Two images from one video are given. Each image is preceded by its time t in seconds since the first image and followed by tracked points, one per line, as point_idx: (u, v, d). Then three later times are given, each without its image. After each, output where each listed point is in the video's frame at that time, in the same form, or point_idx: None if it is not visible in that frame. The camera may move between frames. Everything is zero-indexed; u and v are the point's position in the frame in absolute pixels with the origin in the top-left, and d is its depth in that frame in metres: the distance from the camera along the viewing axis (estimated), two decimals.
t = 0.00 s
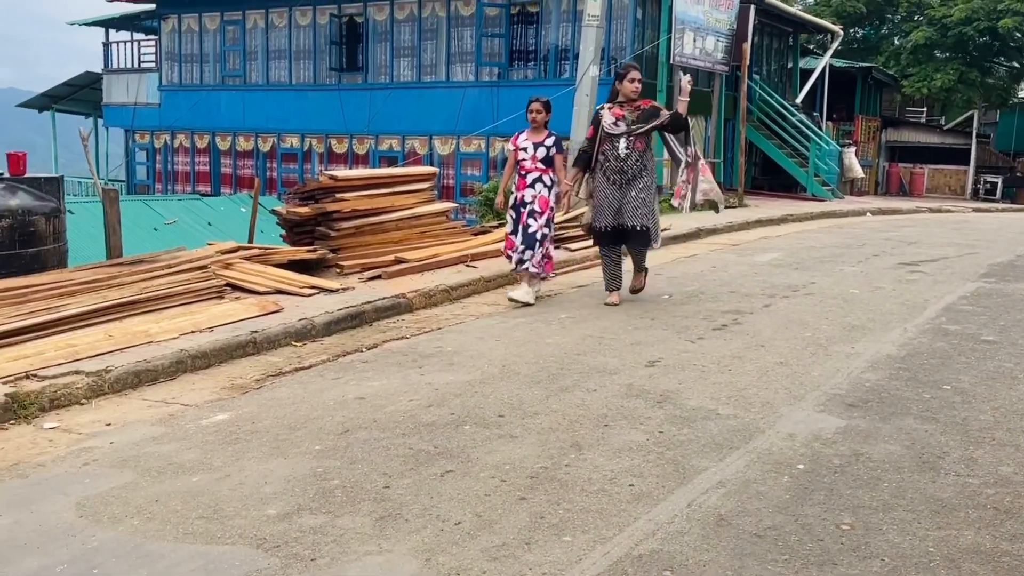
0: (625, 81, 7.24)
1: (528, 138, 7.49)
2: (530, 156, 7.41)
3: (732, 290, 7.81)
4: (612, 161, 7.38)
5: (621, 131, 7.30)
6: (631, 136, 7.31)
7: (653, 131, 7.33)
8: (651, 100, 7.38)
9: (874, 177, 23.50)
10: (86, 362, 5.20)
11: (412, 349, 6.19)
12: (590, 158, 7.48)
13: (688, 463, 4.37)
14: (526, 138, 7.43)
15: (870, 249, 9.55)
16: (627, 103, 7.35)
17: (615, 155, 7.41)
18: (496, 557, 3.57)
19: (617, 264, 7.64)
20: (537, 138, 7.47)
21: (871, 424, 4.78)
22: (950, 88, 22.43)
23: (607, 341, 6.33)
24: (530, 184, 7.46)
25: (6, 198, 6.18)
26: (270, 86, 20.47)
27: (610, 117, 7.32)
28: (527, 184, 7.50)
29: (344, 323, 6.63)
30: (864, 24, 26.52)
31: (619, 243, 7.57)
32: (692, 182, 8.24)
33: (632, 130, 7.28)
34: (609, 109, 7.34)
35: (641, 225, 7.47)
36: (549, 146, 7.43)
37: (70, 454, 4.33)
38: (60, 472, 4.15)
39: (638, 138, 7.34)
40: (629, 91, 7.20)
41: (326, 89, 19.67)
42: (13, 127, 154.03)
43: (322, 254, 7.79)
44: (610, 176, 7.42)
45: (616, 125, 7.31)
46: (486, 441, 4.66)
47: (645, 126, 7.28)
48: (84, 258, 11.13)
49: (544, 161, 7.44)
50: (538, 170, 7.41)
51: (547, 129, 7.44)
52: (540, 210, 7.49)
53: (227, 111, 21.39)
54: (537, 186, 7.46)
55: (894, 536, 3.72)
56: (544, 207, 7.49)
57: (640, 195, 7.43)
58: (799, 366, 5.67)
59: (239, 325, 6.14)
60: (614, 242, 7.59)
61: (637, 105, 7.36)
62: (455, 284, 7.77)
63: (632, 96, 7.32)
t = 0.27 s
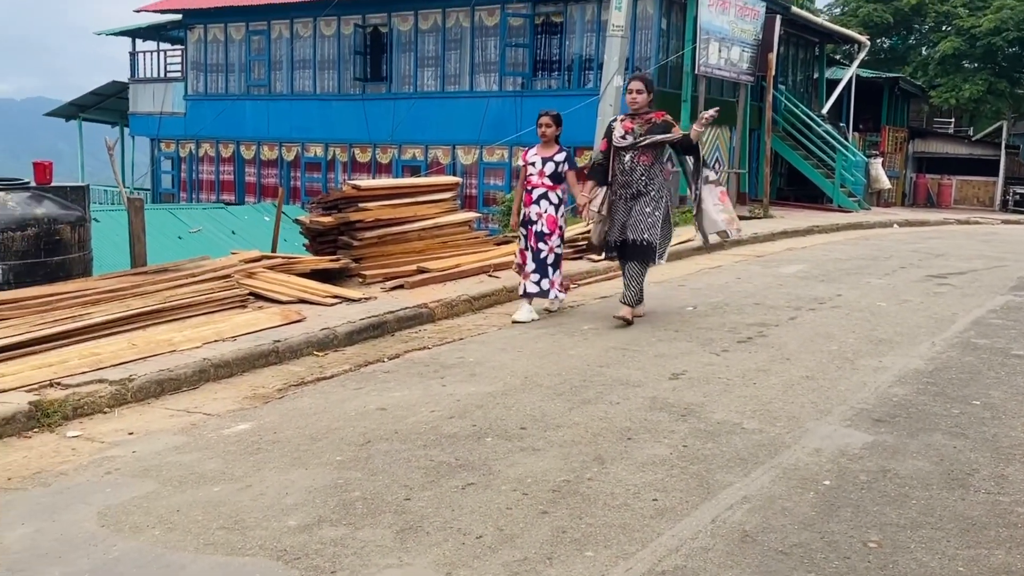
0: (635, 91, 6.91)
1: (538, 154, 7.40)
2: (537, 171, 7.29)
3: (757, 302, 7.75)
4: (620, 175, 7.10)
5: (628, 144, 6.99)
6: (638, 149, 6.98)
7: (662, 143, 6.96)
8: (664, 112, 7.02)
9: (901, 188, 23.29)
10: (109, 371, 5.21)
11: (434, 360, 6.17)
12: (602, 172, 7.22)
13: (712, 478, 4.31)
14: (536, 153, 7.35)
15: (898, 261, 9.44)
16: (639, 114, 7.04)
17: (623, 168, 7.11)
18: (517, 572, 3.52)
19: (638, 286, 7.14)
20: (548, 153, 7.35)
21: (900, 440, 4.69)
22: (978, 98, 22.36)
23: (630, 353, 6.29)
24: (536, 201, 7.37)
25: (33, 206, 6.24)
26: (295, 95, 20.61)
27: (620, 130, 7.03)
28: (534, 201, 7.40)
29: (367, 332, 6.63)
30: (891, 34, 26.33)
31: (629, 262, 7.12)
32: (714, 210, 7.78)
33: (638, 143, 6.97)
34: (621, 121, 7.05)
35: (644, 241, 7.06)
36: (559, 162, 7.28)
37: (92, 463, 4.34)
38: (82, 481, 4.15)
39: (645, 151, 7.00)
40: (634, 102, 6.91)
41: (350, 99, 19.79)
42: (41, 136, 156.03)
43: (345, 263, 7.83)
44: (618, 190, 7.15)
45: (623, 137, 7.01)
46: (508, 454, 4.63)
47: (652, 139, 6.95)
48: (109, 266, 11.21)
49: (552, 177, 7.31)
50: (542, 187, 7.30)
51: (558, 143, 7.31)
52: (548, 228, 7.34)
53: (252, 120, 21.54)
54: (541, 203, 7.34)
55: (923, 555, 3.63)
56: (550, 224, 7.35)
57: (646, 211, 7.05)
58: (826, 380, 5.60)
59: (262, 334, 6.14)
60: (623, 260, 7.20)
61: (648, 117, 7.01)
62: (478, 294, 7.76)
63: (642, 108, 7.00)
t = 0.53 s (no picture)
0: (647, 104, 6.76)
1: (552, 160, 7.10)
2: (552, 179, 7.01)
3: (785, 314, 7.67)
4: (631, 189, 7.02)
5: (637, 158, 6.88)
6: (645, 165, 6.85)
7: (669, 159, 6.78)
8: (678, 126, 6.80)
9: (932, 200, 23.02)
10: (135, 380, 5.22)
11: (458, 371, 6.15)
12: (615, 184, 7.11)
13: (738, 493, 4.24)
14: (549, 159, 7.06)
15: (929, 273, 9.31)
16: (652, 127, 6.86)
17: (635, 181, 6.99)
18: None
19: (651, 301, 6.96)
20: (561, 160, 7.06)
21: (932, 456, 4.60)
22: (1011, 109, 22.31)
23: (656, 366, 6.24)
24: (552, 210, 7.06)
25: (62, 215, 6.28)
26: (322, 106, 20.74)
27: (632, 142, 6.91)
28: (549, 209, 7.10)
29: (391, 343, 6.62)
30: (922, 44, 26.09)
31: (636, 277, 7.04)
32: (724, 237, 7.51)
33: (646, 159, 6.84)
34: (636, 132, 6.92)
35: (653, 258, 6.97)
36: (574, 169, 7.00)
37: (118, 472, 4.34)
38: (107, 489, 4.15)
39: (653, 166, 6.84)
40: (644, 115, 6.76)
41: (377, 109, 19.91)
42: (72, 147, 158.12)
43: (370, 274, 7.84)
44: (628, 204, 7.06)
45: (633, 150, 6.89)
46: (532, 467, 4.59)
47: (660, 155, 6.81)
48: (137, 275, 11.30)
49: (568, 185, 7.04)
50: (560, 195, 7.02)
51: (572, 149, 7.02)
52: (566, 237, 7.10)
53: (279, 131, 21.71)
54: (560, 211, 7.05)
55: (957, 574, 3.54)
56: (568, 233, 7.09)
57: (652, 228, 6.92)
58: (856, 394, 5.51)
59: (287, 344, 6.14)
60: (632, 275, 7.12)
61: (661, 130, 6.83)
62: (503, 305, 7.74)
63: (654, 121, 6.83)
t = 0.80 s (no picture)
0: (658, 110, 6.52)
1: (564, 174, 6.93)
2: (569, 195, 6.82)
3: (818, 327, 7.56)
4: (642, 198, 6.75)
5: (646, 166, 6.62)
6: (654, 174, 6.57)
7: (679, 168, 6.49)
8: (690, 134, 6.50)
9: (967, 211, 22.71)
10: (162, 389, 5.22)
11: (485, 383, 6.11)
12: (630, 193, 6.88)
13: (769, 509, 4.16)
14: (562, 174, 6.88)
15: (966, 286, 9.16)
16: (664, 135, 6.57)
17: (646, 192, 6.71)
18: None
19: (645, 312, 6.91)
20: (574, 174, 6.89)
21: (969, 474, 4.49)
22: None
23: (685, 379, 6.16)
24: (568, 226, 6.87)
25: (92, 224, 6.32)
26: (351, 116, 20.85)
27: (645, 150, 6.66)
28: (565, 226, 6.91)
29: (418, 353, 6.61)
30: (957, 54, 25.80)
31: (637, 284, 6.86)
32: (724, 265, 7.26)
33: (654, 168, 6.56)
34: (650, 140, 6.67)
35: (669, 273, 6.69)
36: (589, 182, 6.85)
37: (144, 481, 4.33)
38: (133, 499, 4.14)
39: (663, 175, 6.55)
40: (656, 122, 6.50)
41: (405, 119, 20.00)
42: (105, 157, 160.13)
43: (397, 284, 7.86)
44: (638, 214, 6.78)
45: (644, 158, 6.64)
46: (560, 480, 4.53)
47: (668, 163, 6.51)
48: (167, 284, 11.38)
49: (584, 199, 6.87)
50: (577, 210, 6.84)
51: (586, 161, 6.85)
52: (584, 254, 6.91)
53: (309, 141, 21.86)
54: (577, 228, 6.87)
55: None
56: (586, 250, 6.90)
57: (664, 240, 6.66)
58: (890, 409, 5.40)
59: (314, 354, 6.14)
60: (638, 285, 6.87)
61: (673, 138, 6.53)
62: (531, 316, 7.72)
63: (666, 127, 6.56)
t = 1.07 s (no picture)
0: (662, 124, 6.21)
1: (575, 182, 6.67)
2: (579, 203, 6.56)
3: (852, 340, 7.44)
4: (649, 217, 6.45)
5: (651, 183, 6.31)
6: (658, 190, 6.27)
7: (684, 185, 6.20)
8: (697, 148, 6.20)
9: (1006, 221, 22.34)
10: (190, 399, 5.22)
11: (513, 395, 6.05)
12: (634, 210, 6.55)
13: (801, 527, 4.06)
14: (572, 180, 6.62)
15: (1006, 299, 8.97)
16: (670, 149, 6.26)
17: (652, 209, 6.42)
18: None
19: (647, 331, 6.57)
20: (586, 181, 6.63)
21: (1009, 493, 4.36)
22: None
23: (717, 392, 6.07)
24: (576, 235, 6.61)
25: (123, 234, 6.37)
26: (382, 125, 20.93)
27: (649, 166, 6.33)
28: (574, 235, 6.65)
29: (446, 364, 6.57)
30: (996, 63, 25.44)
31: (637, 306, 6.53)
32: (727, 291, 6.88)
33: (659, 184, 6.25)
34: (655, 154, 6.34)
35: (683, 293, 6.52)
36: (601, 190, 6.57)
37: (170, 491, 4.32)
38: (158, 509, 4.12)
39: (667, 193, 6.25)
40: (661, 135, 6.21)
41: (436, 129, 20.07)
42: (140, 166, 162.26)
43: (425, 293, 7.84)
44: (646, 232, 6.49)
45: (649, 175, 6.32)
46: (587, 495, 4.46)
47: (675, 179, 6.21)
48: (197, 292, 11.45)
49: (594, 208, 6.58)
50: (586, 219, 6.57)
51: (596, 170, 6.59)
52: (591, 265, 6.63)
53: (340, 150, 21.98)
54: (585, 237, 6.60)
55: None
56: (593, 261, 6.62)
57: (677, 260, 6.45)
58: (926, 425, 5.27)
59: (341, 364, 6.12)
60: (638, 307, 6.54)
61: (679, 152, 6.23)
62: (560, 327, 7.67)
63: (672, 141, 6.25)
